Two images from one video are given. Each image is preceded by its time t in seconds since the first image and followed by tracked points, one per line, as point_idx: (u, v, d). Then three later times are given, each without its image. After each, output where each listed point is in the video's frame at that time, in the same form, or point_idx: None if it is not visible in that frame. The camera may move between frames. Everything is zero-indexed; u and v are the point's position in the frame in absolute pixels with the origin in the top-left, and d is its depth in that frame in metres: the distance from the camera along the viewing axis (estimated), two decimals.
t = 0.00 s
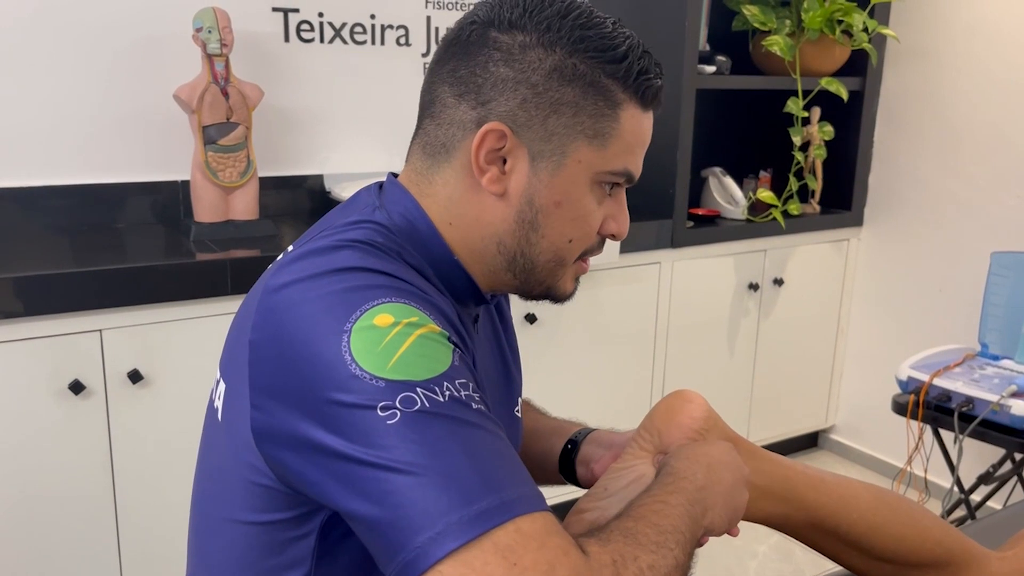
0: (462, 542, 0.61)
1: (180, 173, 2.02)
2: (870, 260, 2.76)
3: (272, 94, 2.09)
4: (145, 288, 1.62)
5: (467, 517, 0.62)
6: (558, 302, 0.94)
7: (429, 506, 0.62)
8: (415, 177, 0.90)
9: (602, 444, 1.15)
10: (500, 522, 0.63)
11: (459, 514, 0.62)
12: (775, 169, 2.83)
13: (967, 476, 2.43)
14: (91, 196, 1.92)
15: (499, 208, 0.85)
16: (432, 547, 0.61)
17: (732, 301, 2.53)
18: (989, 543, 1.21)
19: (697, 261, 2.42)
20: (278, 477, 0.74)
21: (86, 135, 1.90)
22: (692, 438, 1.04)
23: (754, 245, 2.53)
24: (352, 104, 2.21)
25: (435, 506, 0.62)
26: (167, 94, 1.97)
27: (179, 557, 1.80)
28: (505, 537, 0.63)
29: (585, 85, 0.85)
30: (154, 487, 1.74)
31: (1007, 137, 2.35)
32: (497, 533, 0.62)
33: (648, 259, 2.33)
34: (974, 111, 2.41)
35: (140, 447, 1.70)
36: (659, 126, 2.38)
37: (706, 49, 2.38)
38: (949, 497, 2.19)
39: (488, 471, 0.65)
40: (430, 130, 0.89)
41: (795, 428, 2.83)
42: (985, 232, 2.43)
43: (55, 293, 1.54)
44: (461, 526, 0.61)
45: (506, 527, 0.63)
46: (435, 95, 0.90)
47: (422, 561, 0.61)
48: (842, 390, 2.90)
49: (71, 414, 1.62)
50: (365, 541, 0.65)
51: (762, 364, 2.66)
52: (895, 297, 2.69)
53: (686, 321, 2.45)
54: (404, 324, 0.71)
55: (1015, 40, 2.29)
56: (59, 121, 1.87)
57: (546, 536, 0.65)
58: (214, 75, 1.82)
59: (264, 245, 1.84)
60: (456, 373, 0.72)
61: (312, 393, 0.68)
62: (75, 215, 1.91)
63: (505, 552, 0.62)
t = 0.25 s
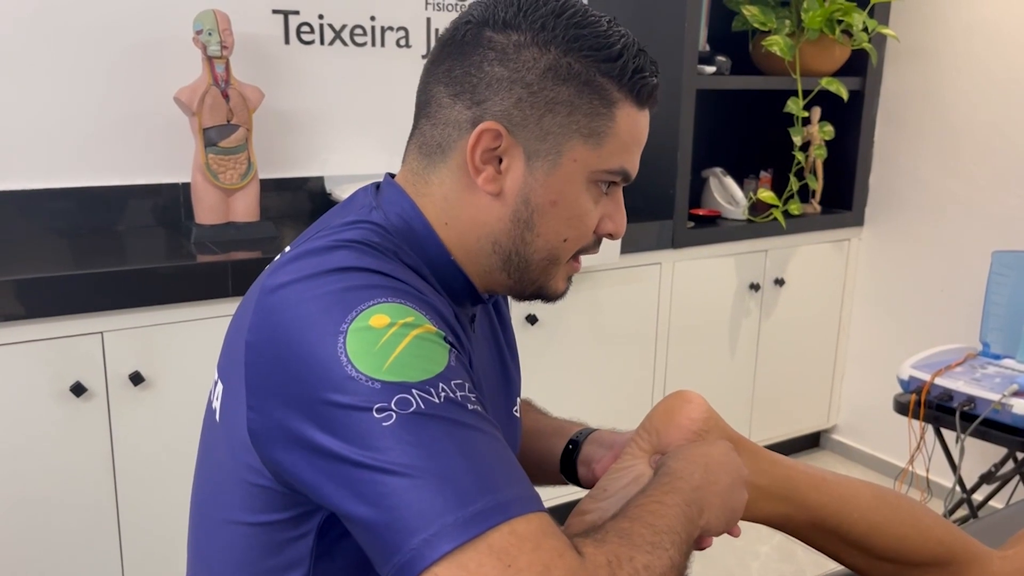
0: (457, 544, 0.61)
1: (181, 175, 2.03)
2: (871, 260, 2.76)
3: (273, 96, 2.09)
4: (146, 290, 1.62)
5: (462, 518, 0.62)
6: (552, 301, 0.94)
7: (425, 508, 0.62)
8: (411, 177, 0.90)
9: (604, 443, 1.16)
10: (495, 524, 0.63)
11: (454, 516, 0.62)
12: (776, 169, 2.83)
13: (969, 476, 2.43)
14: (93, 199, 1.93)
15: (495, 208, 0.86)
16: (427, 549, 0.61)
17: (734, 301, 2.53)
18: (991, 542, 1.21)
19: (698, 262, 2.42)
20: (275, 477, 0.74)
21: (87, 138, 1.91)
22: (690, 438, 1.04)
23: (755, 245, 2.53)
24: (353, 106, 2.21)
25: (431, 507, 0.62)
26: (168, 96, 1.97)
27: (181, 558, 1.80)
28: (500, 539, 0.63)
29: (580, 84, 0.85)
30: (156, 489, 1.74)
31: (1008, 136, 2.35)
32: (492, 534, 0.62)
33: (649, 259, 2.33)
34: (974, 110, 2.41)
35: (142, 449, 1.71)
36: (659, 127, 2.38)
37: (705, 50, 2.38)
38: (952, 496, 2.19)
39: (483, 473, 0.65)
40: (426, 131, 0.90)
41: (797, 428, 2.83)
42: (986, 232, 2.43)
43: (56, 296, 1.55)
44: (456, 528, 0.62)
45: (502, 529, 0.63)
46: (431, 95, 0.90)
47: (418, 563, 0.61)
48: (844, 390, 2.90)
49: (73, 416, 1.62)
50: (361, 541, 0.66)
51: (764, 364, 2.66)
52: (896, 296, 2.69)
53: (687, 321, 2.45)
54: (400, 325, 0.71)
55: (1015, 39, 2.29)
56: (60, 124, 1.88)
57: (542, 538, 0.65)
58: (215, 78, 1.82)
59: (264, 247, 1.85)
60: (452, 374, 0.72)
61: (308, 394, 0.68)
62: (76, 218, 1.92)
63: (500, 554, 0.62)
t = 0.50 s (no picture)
0: (458, 549, 0.61)
1: (182, 177, 2.03)
2: (872, 260, 2.76)
3: (274, 98, 2.10)
4: (148, 292, 1.62)
5: (463, 523, 0.62)
6: (558, 297, 0.94)
7: (426, 513, 0.62)
8: (414, 179, 0.90)
9: (612, 445, 1.15)
10: (496, 529, 0.63)
11: (455, 520, 0.62)
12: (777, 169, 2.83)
13: (971, 475, 2.43)
14: (94, 201, 1.93)
15: (501, 209, 0.86)
16: (428, 553, 0.61)
17: (735, 302, 2.53)
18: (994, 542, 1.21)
19: (699, 262, 2.42)
20: (278, 478, 0.74)
21: (88, 140, 1.91)
22: (691, 438, 1.04)
23: (757, 245, 2.53)
24: (354, 108, 2.21)
25: (432, 512, 0.62)
26: (169, 98, 1.97)
27: (183, 560, 1.80)
28: (500, 544, 0.63)
29: (582, 82, 0.85)
30: (158, 491, 1.74)
31: (1009, 136, 2.35)
32: (493, 540, 0.62)
33: (651, 260, 2.33)
34: (975, 110, 2.41)
35: (144, 451, 1.71)
36: (659, 127, 2.38)
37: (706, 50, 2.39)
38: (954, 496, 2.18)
39: (485, 477, 0.65)
40: (428, 132, 0.89)
41: (799, 428, 2.82)
42: (987, 231, 2.43)
43: (58, 298, 1.55)
44: (458, 533, 0.62)
45: (502, 534, 0.63)
46: (433, 97, 0.90)
47: (419, 567, 0.61)
48: (846, 390, 2.90)
49: (75, 418, 1.62)
50: (363, 544, 0.65)
51: (765, 364, 2.66)
52: (898, 296, 2.69)
53: (689, 321, 2.45)
54: (403, 327, 0.71)
55: (1015, 38, 2.29)
56: (62, 126, 1.88)
57: (542, 541, 0.65)
58: (216, 80, 1.82)
59: (266, 249, 1.85)
60: (455, 377, 0.72)
61: (311, 396, 0.68)
62: (78, 220, 1.92)
63: (500, 559, 0.62)
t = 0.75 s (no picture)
0: (462, 551, 0.61)
1: (184, 181, 2.03)
2: (875, 260, 2.76)
3: (276, 102, 2.10)
4: (150, 296, 1.62)
5: (467, 524, 0.62)
6: (573, 278, 0.96)
7: (432, 514, 0.62)
8: (417, 186, 0.88)
9: (614, 449, 1.15)
10: (501, 531, 0.63)
11: (459, 522, 0.62)
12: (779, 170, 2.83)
13: (975, 476, 2.42)
14: (96, 205, 1.93)
15: (517, 209, 0.85)
16: (433, 556, 0.61)
17: (738, 303, 2.53)
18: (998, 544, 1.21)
19: (701, 263, 2.42)
20: (284, 481, 0.73)
21: (90, 144, 1.91)
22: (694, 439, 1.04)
23: (759, 246, 2.52)
24: (355, 111, 2.21)
25: (436, 514, 0.62)
26: (171, 102, 1.97)
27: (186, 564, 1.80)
28: (504, 546, 0.62)
29: (583, 73, 0.87)
30: (160, 494, 1.74)
31: (1011, 136, 2.34)
32: (496, 542, 0.62)
33: (653, 261, 2.32)
34: (977, 110, 2.41)
35: (146, 454, 1.70)
36: (661, 129, 2.38)
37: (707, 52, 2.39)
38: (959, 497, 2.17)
39: (489, 477, 0.65)
40: (431, 143, 0.87)
41: (802, 429, 2.82)
42: (990, 231, 2.42)
43: (60, 302, 1.55)
44: (462, 534, 0.61)
45: (506, 536, 0.63)
46: (432, 107, 0.88)
47: (424, 569, 0.61)
48: (849, 391, 2.89)
49: (78, 422, 1.62)
50: (368, 547, 0.65)
51: (768, 365, 2.66)
52: (901, 296, 2.69)
53: (691, 323, 2.45)
54: (408, 329, 0.71)
55: (1017, 38, 2.29)
56: (63, 130, 1.88)
57: (544, 543, 0.64)
58: (217, 83, 1.82)
59: (268, 252, 1.85)
60: (460, 378, 0.72)
61: (316, 400, 0.68)
62: (80, 224, 1.92)
63: (503, 561, 0.62)
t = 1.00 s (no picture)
0: (464, 546, 0.61)
1: (186, 184, 2.03)
2: (877, 260, 2.75)
3: (277, 104, 2.10)
4: (152, 298, 1.62)
5: (469, 519, 0.62)
6: (573, 264, 0.96)
7: (433, 509, 0.62)
8: (414, 189, 0.88)
9: (610, 449, 1.15)
10: (503, 525, 0.62)
11: (461, 516, 0.62)
12: (781, 171, 2.83)
13: (979, 476, 2.42)
14: (98, 208, 1.93)
15: (518, 204, 0.85)
16: (435, 551, 0.61)
17: (740, 303, 2.52)
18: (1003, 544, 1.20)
19: (703, 264, 2.41)
20: (284, 482, 0.73)
21: (91, 147, 1.91)
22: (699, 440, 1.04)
23: (761, 247, 2.52)
24: (357, 113, 2.21)
25: (437, 510, 0.62)
26: (172, 105, 1.97)
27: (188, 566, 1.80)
28: (507, 540, 0.62)
29: (573, 62, 0.86)
30: (163, 497, 1.74)
31: (1013, 135, 2.34)
32: (499, 536, 0.62)
33: (655, 262, 2.32)
34: (979, 109, 2.41)
35: (148, 457, 1.70)
36: (662, 129, 2.37)
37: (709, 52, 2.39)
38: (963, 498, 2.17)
39: (488, 472, 0.65)
40: (429, 147, 0.86)
41: (805, 430, 2.81)
42: (993, 230, 2.42)
43: (63, 305, 1.55)
44: (464, 529, 0.61)
45: (508, 530, 0.63)
46: (426, 111, 0.86)
47: (426, 565, 0.61)
48: (852, 391, 2.89)
49: (80, 425, 1.62)
50: (369, 546, 0.65)
51: (771, 366, 2.65)
52: (904, 296, 2.68)
53: (693, 323, 2.44)
54: (406, 327, 0.71)
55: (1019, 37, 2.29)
56: (64, 133, 1.88)
57: (548, 538, 0.64)
58: (218, 86, 1.82)
59: (269, 255, 1.85)
60: (459, 375, 0.71)
61: (315, 399, 0.68)
62: (82, 228, 1.92)
63: (507, 556, 0.62)
